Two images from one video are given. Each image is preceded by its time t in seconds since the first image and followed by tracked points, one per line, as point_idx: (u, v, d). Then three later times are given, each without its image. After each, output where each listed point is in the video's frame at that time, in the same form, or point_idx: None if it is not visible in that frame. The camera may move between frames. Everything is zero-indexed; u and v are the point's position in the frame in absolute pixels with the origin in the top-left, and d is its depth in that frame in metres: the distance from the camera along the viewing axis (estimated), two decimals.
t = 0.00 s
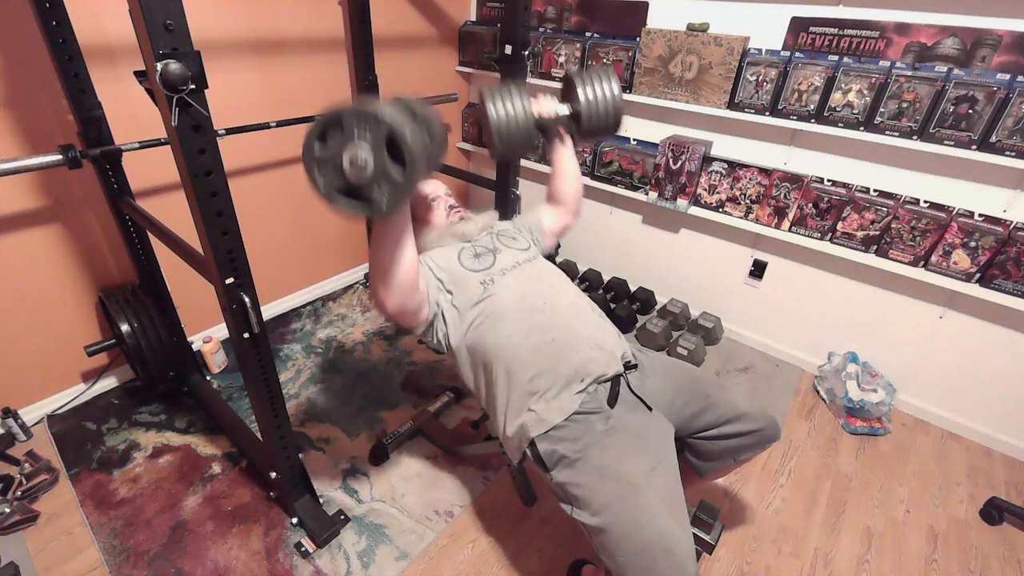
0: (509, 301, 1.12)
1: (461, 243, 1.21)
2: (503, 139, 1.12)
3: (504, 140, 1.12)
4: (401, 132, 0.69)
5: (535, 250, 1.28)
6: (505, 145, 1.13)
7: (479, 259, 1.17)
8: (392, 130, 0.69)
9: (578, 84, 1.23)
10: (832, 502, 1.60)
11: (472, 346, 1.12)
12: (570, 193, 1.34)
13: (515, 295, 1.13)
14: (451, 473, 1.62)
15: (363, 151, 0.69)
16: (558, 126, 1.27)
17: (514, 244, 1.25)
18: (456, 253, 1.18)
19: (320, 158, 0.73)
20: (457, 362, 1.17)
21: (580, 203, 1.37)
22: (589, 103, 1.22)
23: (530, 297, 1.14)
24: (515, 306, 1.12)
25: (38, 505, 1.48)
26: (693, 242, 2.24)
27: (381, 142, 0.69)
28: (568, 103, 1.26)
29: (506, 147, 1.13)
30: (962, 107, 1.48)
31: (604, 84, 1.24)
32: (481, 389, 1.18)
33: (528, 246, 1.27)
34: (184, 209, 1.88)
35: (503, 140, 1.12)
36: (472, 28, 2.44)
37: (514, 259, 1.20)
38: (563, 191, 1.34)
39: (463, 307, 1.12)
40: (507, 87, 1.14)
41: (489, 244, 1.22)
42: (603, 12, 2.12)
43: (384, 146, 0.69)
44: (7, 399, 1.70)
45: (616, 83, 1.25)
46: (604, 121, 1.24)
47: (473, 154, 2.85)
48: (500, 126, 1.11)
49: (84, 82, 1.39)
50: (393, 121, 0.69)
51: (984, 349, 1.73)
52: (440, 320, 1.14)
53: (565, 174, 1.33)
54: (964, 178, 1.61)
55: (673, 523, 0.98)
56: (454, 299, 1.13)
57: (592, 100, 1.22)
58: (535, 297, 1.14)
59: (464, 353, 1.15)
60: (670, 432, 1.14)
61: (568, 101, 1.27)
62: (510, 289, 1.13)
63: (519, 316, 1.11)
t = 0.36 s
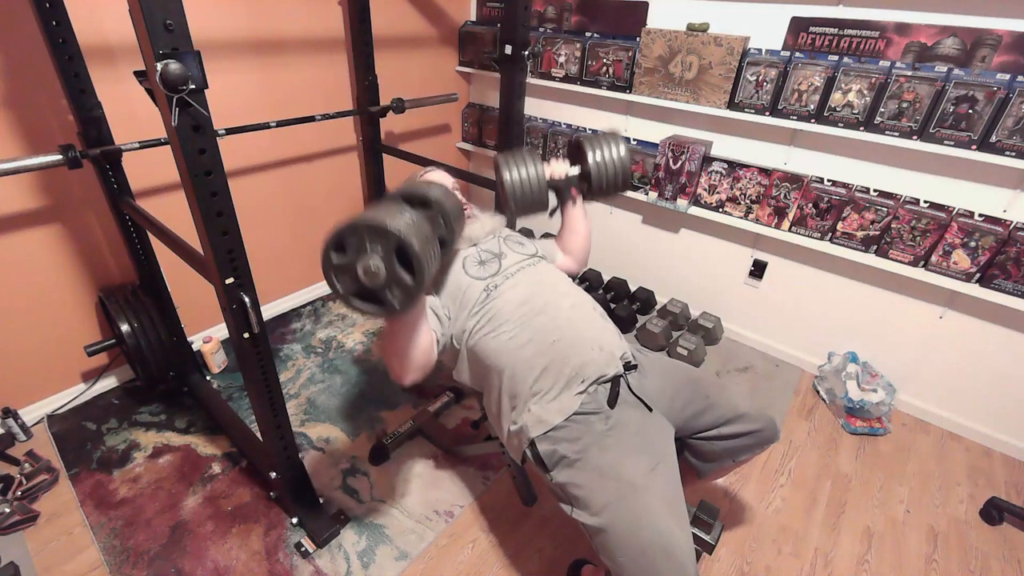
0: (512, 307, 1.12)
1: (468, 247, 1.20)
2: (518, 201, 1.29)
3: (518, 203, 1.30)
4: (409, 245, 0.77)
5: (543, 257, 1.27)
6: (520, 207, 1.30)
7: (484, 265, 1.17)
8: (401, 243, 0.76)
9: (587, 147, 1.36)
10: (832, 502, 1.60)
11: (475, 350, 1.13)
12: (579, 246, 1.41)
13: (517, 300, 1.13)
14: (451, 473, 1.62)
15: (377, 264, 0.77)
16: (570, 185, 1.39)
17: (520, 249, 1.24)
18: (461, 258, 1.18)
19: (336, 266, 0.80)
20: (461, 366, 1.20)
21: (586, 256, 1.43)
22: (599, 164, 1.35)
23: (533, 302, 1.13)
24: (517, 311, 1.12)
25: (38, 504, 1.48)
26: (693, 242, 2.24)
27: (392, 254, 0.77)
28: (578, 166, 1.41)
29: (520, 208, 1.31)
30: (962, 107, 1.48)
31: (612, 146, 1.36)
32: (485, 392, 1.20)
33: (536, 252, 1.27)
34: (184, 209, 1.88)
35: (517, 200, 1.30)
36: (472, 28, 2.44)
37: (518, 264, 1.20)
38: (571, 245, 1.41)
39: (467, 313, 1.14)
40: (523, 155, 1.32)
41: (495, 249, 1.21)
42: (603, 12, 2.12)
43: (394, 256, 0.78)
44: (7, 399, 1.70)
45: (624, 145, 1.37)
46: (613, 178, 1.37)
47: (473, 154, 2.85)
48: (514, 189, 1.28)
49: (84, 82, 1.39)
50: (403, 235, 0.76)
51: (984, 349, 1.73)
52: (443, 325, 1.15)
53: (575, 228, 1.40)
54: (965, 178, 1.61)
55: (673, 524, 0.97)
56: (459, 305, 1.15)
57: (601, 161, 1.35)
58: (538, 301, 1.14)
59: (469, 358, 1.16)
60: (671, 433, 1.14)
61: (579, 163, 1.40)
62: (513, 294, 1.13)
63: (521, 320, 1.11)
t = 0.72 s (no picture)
0: (509, 299, 1.10)
1: (463, 243, 1.19)
2: (512, 191, 1.32)
3: (513, 194, 1.33)
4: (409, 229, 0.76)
5: (540, 250, 1.26)
6: (514, 198, 1.33)
7: (480, 258, 1.16)
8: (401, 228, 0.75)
9: (589, 147, 1.37)
10: (832, 502, 1.60)
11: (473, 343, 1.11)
12: (579, 245, 1.31)
13: (514, 292, 1.10)
14: (451, 473, 1.62)
15: (377, 250, 0.75)
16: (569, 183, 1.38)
17: (516, 242, 1.24)
18: (457, 253, 1.16)
19: (336, 256, 0.78)
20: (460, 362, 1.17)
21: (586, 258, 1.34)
22: (598, 165, 1.36)
23: (530, 294, 1.11)
24: (514, 303, 1.09)
25: (38, 504, 1.48)
26: (693, 242, 2.24)
27: (392, 240, 0.76)
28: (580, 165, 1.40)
29: (515, 199, 1.34)
30: (962, 107, 1.48)
31: (614, 149, 1.37)
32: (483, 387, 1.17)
33: (533, 245, 1.26)
34: (184, 209, 1.88)
35: (512, 191, 1.32)
36: (472, 28, 2.44)
37: (515, 256, 1.18)
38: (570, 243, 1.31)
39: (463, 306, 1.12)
40: (524, 147, 1.34)
41: (491, 243, 1.21)
42: (603, 12, 2.12)
43: (395, 242, 0.76)
44: (7, 399, 1.70)
45: (626, 149, 1.39)
46: (611, 181, 1.38)
47: (473, 154, 2.85)
48: (510, 179, 1.31)
49: (84, 82, 1.39)
50: (403, 221, 0.76)
51: (985, 349, 1.73)
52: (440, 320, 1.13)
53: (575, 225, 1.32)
54: (966, 178, 1.61)
55: (672, 524, 0.98)
56: (455, 300, 1.13)
57: (601, 162, 1.36)
58: (536, 293, 1.12)
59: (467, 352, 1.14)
60: (671, 433, 1.14)
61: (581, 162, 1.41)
62: (510, 286, 1.11)
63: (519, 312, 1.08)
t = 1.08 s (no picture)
0: (502, 292, 1.11)
1: (452, 238, 1.21)
2: (492, 116, 1.08)
3: (494, 118, 1.08)
4: (401, 97, 0.67)
5: (528, 242, 1.27)
6: (496, 124, 1.09)
7: (470, 250, 1.17)
8: (393, 95, 0.67)
9: (574, 65, 1.19)
10: (832, 503, 1.60)
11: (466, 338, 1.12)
12: (558, 177, 1.33)
13: (507, 287, 1.12)
14: (451, 472, 1.62)
15: (363, 117, 0.66)
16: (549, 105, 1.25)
17: (505, 236, 1.24)
18: (447, 246, 1.17)
19: (317, 124, 0.69)
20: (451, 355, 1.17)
21: (568, 187, 1.36)
22: (583, 85, 1.19)
23: (522, 288, 1.13)
24: (507, 298, 1.11)
25: (38, 504, 1.48)
26: (692, 242, 2.24)
27: (381, 108, 0.67)
28: (560, 86, 1.24)
29: (496, 125, 1.09)
30: (962, 107, 1.48)
31: (602, 66, 1.19)
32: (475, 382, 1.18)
33: (519, 237, 1.26)
34: (184, 209, 1.88)
35: (492, 117, 1.08)
36: (472, 28, 2.44)
37: (505, 251, 1.20)
38: (551, 174, 1.33)
39: (456, 299, 1.12)
40: (500, 62, 1.11)
41: (479, 237, 1.22)
42: (603, 12, 2.12)
43: (384, 111, 0.67)
44: (7, 399, 1.70)
45: (615, 66, 1.20)
46: (598, 104, 1.21)
47: (473, 154, 2.85)
48: (490, 102, 1.07)
49: (84, 82, 1.39)
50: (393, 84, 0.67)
51: (985, 349, 1.73)
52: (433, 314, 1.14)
53: (555, 157, 1.32)
54: (966, 178, 1.61)
55: (670, 523, 0.98)
56: (447, 292, 1.12)
57: (586, 82, 1.19)
58: (528, 288, 1.14)
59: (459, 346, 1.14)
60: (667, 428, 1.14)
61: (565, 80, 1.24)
62: (502, 280, 1.13)
63: (511, 307, 1.11)
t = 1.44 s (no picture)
0: (507, 298, 1.11)
1: (458, 241, 1.20)
2: (493, 110, 1.06)
3: (494, 113, 1.07)
4: (419, 98, 0.67)
5: (533, 248, 1.27)
6: (495, 118, 1.07)
7: (477, 255, 1.17)
8: (412, 95, 0.67)
9: (576, 67, 1.20)
10: (832, 502, 1.60)
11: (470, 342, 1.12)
12: (562, 178, 1.32)
13: (513, 293, 1.12)
14: (451, 473, 1.62)
15: (381, 118, 0.68)
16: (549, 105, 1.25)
17: (512, 242, 1.24)
18: (454, 249, 1.17)
19: (335, 122, 0.71)
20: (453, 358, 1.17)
21: (569, 187, 1.34)
22: (584, 88, 1.19)
23: (528, 294, 1.14)
24: (513, 304, 1.11)
25: (38, 504, 1.48)
26: (693, 242, 2.24)
27: (399, 108, 0.68)
28: (560, 87, 1.23)
29: (495, 119, 1.07)
30: (962, 107, 1.48)
31: (603, 70, 1.20)
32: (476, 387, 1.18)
33: (526, 243, 1.26)
34: (184, 209, 1.88)
35: (491, 109, 1.06)
36: (472, 28, 2.44)
37: (512, 257, 1.19)
38: (553, 175, 1.31)
39: (461, 304, 1.12)
40: (501, 56, 1.08)
41: (486, 241, 1.21)
42: (603, 12, 2.11)
43: (402, 113, 0.69)
44: (7, 399, 1.70)
45: (616, 71, 1.21)
46: (598, 107, 1.21)
47: (473, 154, 2.85)
48: (488, 95, 1.05)
49: (84, 82, 1.39)
50: (411, 86, 0.67)
51: (985, 349, 1.73)
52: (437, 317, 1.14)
53: (557, 157, 1.30)
54: (966, 178, 1.61)
55: (672, 526, 0.97)
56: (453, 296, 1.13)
57: (587, 84, 1.19)
58: (534, 295, 1.14)
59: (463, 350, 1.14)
60: (671, 432, 1.14)
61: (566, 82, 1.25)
62: (508, 286, 1.13)
63: (517, 313, 1.11)
